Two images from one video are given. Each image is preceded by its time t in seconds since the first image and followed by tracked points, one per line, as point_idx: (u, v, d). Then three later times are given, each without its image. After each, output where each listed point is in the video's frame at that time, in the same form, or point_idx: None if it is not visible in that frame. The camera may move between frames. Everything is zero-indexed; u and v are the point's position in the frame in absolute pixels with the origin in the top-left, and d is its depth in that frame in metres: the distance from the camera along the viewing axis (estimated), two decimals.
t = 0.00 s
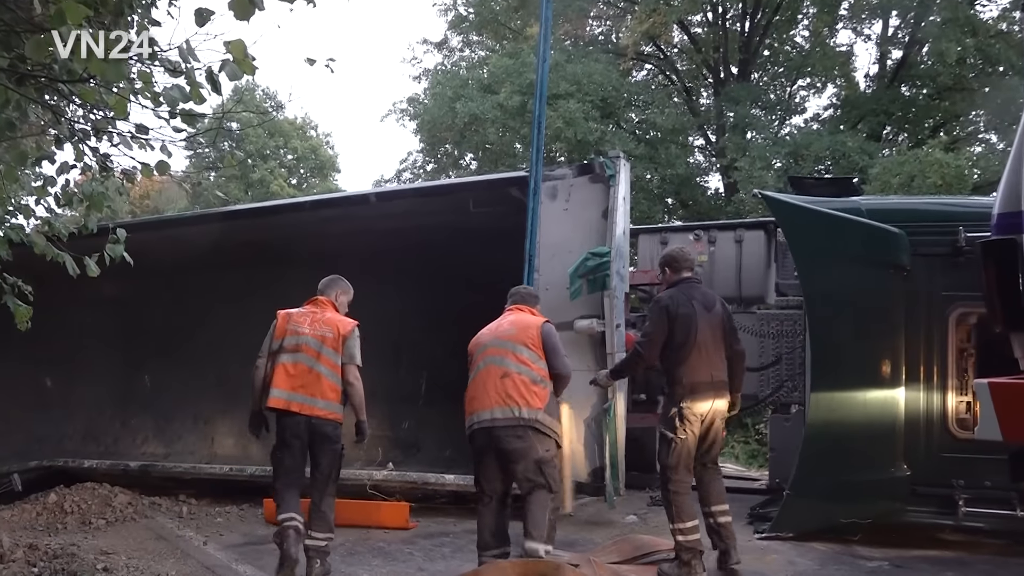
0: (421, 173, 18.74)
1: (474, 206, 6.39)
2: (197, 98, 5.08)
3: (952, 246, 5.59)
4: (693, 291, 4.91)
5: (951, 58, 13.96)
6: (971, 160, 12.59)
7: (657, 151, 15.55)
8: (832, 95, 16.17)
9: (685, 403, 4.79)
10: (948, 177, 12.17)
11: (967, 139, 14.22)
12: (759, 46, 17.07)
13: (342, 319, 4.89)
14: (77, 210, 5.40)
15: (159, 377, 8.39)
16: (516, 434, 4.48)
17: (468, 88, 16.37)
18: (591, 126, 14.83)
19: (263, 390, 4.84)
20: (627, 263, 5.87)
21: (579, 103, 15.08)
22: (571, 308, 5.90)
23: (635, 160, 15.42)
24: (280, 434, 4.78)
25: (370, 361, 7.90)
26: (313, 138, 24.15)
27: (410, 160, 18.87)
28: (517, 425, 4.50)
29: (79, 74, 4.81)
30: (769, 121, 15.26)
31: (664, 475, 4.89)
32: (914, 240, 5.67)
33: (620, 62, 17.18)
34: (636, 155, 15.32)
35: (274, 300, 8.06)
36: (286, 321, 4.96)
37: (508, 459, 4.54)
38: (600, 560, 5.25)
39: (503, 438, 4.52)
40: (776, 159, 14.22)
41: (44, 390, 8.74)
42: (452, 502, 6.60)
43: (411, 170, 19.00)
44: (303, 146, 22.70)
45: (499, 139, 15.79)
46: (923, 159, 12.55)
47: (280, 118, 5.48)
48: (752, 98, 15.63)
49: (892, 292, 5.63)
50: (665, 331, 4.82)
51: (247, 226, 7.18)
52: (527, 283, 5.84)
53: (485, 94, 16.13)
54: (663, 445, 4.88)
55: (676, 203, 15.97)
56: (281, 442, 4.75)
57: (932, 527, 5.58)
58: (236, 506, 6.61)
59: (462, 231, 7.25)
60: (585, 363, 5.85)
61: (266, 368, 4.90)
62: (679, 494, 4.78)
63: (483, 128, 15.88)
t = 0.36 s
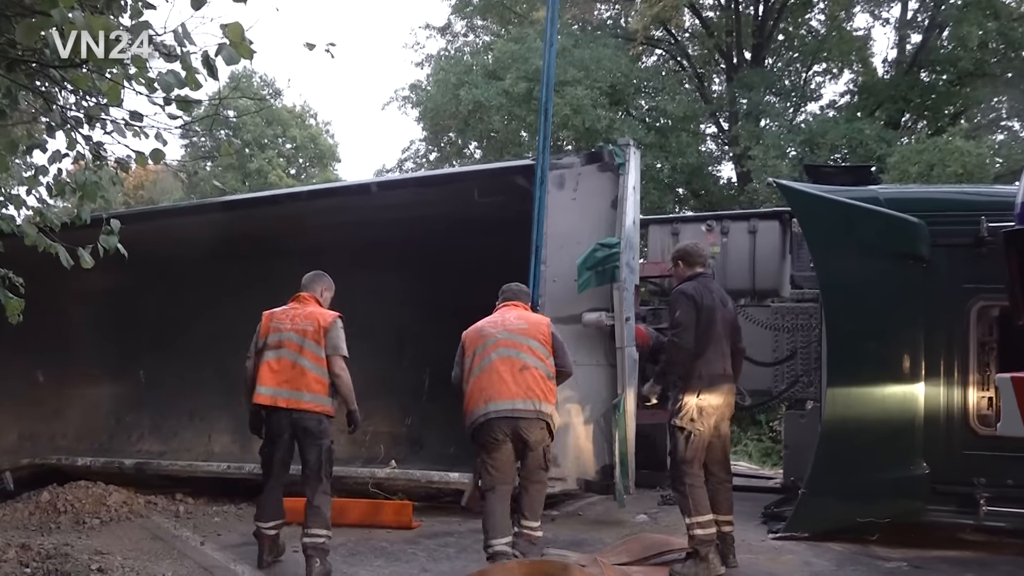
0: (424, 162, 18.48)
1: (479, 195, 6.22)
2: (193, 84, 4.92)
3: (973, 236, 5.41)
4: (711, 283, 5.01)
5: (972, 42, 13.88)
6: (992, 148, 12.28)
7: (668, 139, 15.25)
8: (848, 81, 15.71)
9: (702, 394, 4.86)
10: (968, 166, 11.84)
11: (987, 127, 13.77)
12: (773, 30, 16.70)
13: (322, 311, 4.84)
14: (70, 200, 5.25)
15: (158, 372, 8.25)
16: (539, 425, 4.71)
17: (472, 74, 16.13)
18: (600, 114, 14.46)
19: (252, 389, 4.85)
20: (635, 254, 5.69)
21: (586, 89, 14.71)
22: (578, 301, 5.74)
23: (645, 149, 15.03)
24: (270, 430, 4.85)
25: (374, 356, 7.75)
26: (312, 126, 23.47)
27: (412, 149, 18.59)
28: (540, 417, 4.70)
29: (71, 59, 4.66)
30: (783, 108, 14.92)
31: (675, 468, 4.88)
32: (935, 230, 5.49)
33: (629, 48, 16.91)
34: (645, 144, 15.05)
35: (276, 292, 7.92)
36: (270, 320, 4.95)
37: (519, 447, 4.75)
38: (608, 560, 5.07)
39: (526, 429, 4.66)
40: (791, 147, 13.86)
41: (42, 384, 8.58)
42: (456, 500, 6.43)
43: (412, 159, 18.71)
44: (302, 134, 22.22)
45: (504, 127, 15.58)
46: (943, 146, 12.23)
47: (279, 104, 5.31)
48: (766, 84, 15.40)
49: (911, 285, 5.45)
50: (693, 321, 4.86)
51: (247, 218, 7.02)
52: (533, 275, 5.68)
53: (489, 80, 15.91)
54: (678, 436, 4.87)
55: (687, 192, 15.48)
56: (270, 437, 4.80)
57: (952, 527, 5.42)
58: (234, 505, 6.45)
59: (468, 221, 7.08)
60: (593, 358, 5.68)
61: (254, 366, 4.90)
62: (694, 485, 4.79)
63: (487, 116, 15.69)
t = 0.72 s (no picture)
0: (426, 143, 18.25)
1: (483, 178, 6.06)
2: (187, 61, 4.78)
3: (995, 219, 5.22)
4: (725, 269, 4.86)
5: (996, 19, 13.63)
6: (1014, 129, 11.97)
7: (678, 121, 15.02)
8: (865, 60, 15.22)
9: (716, 382, 4.72)
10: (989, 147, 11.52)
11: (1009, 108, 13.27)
12: (789, 9, 16.22)
13: (292, 294, 4.89)
14: (62, 182, 5.12)
15: (157, 360, 8.11)
16: (544, 425, 4.71)
17: (476, 53, 15.93)
18: (607, 94, 14.17)
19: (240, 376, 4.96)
20: (646, 239, 5.49)
21: (594, 69, 14.45)
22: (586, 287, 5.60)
23: (654, 131, 14.76)
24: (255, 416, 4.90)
25: (377, 344, 7.61)
26: (311, 106, 23.04)
27: (416, 130, 18.35)
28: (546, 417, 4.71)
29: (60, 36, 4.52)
30: (797, 88, 14.63)
31: (692, 457, 4.73)
32: (955, 213, 5.31)
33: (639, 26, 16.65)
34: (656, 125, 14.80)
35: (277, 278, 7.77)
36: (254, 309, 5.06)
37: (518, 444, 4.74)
38: (616, 553, 4.90)
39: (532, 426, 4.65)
40: (806, 129, 13.66)
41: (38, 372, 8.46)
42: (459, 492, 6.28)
43: (415, 141, 18.46)
44: (302, 115, 21.97)
45: (509, 107, 15.40)
46: (963, 127, 11.92)
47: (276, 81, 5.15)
48: (781, 63, 15.15)
49: (930, 270, 5.27)
50: (708, 307, 4.69)
51: (245, 202, 6.87)
52: (539, 260, 5.54)
53: (494, 59, 15.72)
54: (694, 424, 4.71)
55: (699, 175, 15.22)
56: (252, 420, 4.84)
57: (971, 519, 5.21)
58: (231, 496, 6.31)
59: (473, 203, 6.90)
60: (601, 345, 5.52)
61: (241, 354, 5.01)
62: (715, 473, 4.66)
63: (492, 97, 15.50)
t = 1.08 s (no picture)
0: (427, 126, 18.07)
1: (486, 162, 5.90)
2: (181, 40, 4.62)
3: (1017, 204, 5.04)
4: (736, 257, 4.69)
5: None
6: None
7: (689, 103, 14.80)
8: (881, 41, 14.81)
9: (726, 372, 4.57)
10: (1010, 131, 11.24)
11: None
12: None
13: (285, 281, 4.75)
14: (53, 166, 4.97)
15: (155, 349, 7.99)
16: (518, 419, 4.83)
17: (480, 33, 15.75)
18: (615, 76, 14.02)
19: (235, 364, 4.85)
20: (654, 225, 5.40)
21: (602, 50, 14.28)
22: (592, 274, 5.44)
23: (663, 114, 14.54)
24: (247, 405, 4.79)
25: (380, 333, 7.47)
26: (309, 89, 22.84)
27: (418, 113, 18.16)
28: (519, 410, 4.82)
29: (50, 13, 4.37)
30: (812, 69, 14.38)
31: (704, 450, 4.58)
32: (974, 198, 5.14)
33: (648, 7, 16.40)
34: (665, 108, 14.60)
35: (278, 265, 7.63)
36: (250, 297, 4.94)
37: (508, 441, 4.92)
38: (623, 549, 4.76)
39: (504, 417, 4.82)
40: (820, 112, 13.39)
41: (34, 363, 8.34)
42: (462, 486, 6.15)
43: (417, 125, 18.25)
44: (299, 97, 21.80)
45: (513, 88, 15.25)
46: (984, 110, 11.65)
47: (273, 61, 4.99)
48: (795, 44, 14.88)
49: (947, 257, 5.10)
50: (717, 296, 4.53)
51: (243, 187, 6.71)
52: (545, 247, 5.39)
53: (498, 39, 15.55)
54: (705, 417, 4.56)
55: (709, 160, 14.95)
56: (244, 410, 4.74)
57: (989, 515, 5.04)
58: (228, 490, 6.18)
59: (477, 188, 6.75)
60: (607, 335, 5.36)
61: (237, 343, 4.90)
62: (728, 467, 4.51)
63: (496, 78, 15.36)
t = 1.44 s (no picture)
0: (427, 114, 17.89)
1: (488, 150, 5.75)
2: (173, 22, 4.46)
3: None
4: (746, 249, 4.54)
5: None
6: None
7: (697, 89, 14.56)
8: (897, 26, 14.46)
9: (735, 368, 4.43)
10: None
11: None
12: None
13: (283, 273, 4.59)
14: (41, 152, 4.82)
15: (150, 342, 7.86)
16: (485, 406, 4.68)
17: (482, 17, 15.58)
18: (621, 61, 13.85)
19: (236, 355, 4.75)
20: (661, 216, 5.26)
21: (606, 34, 14.14)
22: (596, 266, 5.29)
23: (671, 100, 14.33)
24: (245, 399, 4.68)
25: (379, 325, 7.34)
26: (305, 74, 22.66)
27: (417, 99, 17.98)
28: (487, 397, 4.69)
29: None
30: (824, 55, 14.15)
31: (713, 448, 4.44)
32: (988, 186, 5.04)
33: None
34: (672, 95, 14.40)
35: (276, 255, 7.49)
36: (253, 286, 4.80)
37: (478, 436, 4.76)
38: (627, 548, 4.61)
39: (470, 403, 4.69)
40: (832, 99, 13.19)
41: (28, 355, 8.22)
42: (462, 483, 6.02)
43: (417, 111, 18.06)
44: (294, 83, 21.65)
45: (516, 74, 15.09)
46: (1002, 97, 11.43)
47: (268, 44, 4.84)
48: (806, 29, 14.67)
49: (963, 249, 4.98)
50: (726, 290, 4.39)
51: (239, 175, 6.56)
52: (548, 237, 5.25)
53: (500, 24, 15.38)
54: (714, 413, 4.42)
55: (718, 148, 14.78)
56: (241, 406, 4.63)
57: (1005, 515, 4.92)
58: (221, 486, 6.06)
59: (479, 176, 6.60)
60: (612, 329, 5.21)
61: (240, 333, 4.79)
62: (737, 465, 4.38)
63: (498, 63, 15.21)
